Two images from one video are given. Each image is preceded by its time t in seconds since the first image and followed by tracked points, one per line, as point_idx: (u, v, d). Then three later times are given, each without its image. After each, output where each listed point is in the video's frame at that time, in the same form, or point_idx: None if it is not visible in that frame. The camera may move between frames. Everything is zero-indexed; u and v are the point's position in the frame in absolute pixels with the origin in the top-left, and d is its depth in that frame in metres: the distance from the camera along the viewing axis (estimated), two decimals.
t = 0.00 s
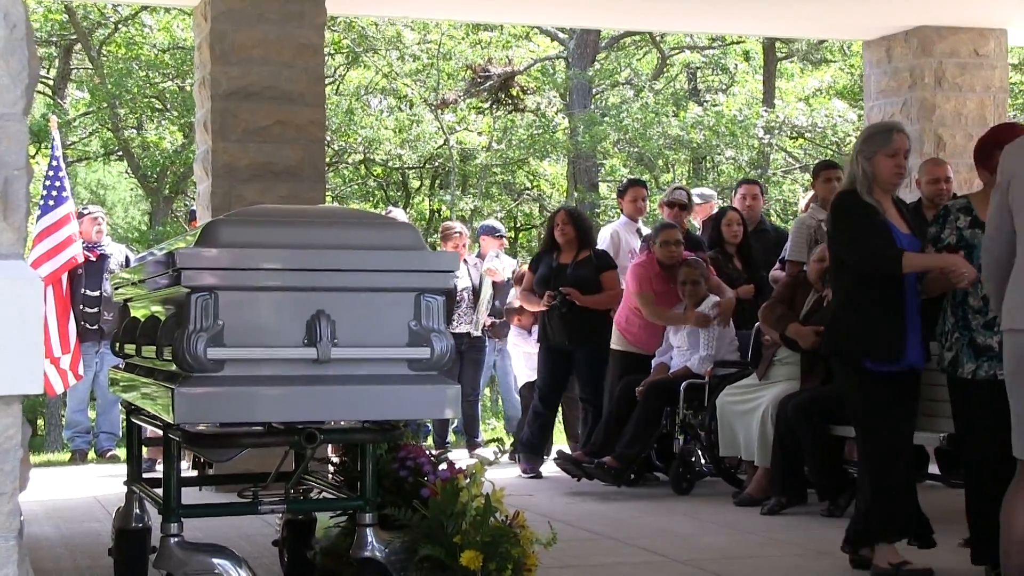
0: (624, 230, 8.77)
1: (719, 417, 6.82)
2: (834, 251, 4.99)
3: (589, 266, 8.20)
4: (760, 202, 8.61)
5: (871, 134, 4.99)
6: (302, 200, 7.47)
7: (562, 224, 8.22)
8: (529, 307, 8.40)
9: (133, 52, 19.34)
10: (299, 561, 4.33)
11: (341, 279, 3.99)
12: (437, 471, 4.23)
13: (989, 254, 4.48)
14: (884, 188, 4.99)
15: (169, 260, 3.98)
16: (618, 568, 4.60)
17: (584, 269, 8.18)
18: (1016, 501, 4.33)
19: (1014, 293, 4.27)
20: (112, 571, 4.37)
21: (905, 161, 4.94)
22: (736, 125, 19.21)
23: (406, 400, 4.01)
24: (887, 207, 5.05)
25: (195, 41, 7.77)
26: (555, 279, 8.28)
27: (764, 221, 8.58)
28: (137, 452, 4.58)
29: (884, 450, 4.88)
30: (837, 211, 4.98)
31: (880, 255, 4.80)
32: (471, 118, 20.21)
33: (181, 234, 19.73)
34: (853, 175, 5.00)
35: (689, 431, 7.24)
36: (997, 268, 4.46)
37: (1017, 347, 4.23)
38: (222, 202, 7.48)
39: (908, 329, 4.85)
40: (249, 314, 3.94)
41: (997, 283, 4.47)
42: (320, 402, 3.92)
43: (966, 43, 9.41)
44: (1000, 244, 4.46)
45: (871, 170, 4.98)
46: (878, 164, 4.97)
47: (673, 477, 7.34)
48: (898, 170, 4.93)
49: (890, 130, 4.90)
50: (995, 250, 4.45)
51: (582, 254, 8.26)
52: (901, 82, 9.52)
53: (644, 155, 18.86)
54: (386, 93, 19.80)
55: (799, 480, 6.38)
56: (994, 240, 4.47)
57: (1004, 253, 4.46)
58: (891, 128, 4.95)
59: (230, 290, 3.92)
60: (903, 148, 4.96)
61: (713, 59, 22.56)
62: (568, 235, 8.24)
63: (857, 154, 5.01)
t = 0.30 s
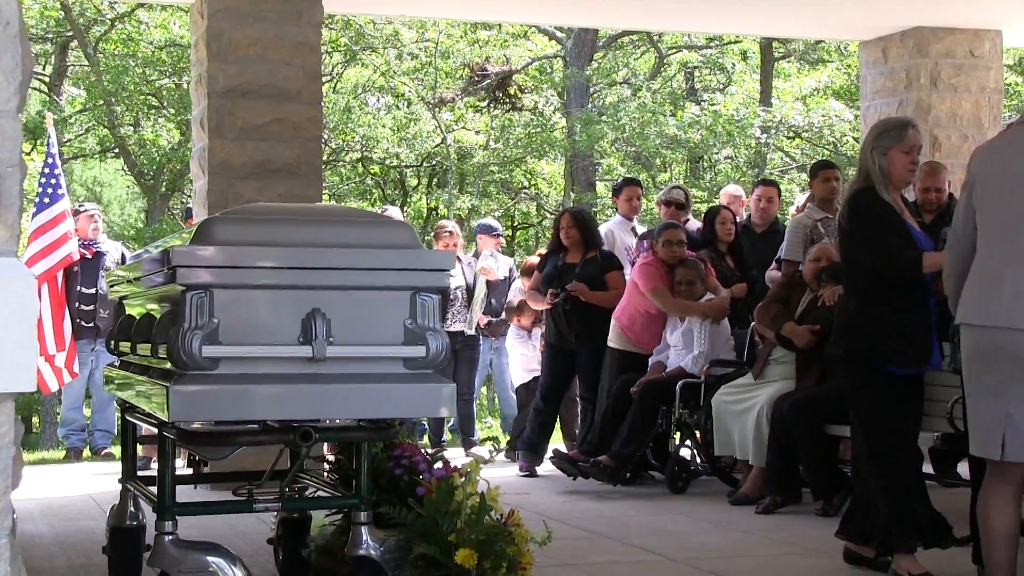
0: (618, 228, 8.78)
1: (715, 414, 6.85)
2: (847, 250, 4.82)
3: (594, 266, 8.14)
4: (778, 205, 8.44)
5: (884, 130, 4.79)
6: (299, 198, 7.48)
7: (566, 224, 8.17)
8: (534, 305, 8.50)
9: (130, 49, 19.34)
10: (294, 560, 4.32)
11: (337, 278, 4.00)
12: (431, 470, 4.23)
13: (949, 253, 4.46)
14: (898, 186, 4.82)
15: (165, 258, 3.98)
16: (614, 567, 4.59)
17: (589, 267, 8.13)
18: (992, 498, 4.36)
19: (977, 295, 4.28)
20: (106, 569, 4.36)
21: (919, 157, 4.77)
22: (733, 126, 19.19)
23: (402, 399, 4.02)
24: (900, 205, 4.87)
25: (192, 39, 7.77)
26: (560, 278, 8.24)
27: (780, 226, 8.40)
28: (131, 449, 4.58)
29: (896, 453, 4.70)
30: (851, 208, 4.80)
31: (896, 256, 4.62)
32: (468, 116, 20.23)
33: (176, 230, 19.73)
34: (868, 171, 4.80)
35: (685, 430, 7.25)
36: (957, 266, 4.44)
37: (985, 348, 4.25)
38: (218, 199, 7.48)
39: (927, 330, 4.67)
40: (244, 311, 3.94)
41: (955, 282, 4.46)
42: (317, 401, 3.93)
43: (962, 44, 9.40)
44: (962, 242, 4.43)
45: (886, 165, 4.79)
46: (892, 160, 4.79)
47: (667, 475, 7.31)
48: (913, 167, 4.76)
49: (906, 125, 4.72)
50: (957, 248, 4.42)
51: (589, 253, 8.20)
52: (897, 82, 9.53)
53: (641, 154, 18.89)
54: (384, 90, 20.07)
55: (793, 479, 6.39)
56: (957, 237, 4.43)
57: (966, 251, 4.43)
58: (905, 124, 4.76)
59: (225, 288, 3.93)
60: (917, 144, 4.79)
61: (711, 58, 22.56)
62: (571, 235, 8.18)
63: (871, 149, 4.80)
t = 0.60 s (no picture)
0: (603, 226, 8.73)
1: (701, 417, 6.80)
2: (849, 247, 4.70)
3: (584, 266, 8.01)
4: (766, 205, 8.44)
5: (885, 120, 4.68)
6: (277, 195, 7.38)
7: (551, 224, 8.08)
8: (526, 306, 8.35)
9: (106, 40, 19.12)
10: (270, 565, 4.22)
11: (317, 276, 3.91)
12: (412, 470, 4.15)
13: (921, 252, 4.19)
14: (899, 178, 4.71)
15: (138, 254, 3.88)
16: (598, 571, 4.51)
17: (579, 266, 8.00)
18: (970, 503, 4.15)
19: (961, 295, 4.08)
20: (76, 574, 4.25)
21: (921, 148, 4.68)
22: (722, 123, 19.08)
23: (382, 400, 3.93)
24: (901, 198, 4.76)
25: (170, 31, 7.64)
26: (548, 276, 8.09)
27: (770, 225, 8.36)
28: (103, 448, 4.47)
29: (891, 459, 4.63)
30: (853, 204, 4.68)
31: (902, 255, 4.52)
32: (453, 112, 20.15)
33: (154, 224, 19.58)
34: (869, 164, 4.68)
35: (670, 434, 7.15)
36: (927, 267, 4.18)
37: (964, 348, 4.06)
38: (195, 194, 7.37)
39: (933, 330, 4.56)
40: (221, 310, 3.84)
41: (922, 281, 4.22)
42: (294, 402, 3.83)
43: (951, 43, 9.41)
44: (937, 241, 4.17)
45: (887, 157, 4.68)
46: (893, 151, 4.68)
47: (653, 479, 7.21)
48: (916, 157, 4.66)
49: (908, 115, 4.63)
50: (931, 249, 4.15)
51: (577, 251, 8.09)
52: (886, 81, 9.50)
53: (629, 152, 18.85)
54: (366, 86, 19.72)
55: (781, 485, 6.30)
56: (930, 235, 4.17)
57: (939, 251, 4.17)
58: (904, 114, 4.66)
59: (200, 286, 3.83)
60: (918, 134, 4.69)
61: (700, 55, 22.49)
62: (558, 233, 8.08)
63: (871, 142, 4.68)
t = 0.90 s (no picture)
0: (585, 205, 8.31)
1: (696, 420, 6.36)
2: (865, 233, 4.33)
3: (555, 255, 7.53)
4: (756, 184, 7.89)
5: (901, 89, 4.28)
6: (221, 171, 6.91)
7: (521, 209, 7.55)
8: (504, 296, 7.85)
9: None
10: None
11: (265, 264, 3.49)
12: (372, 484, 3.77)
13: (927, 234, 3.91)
14: (919, 154, 4.32)
15: (63, 238, 3.44)
16: None
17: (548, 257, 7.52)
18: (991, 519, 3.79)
19: (987, 284, 3.73)
20: None
21: (941, 120, 4.28)
22: (719, 94, 18.20)
23: (338, 402, 3.50)
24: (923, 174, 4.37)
25: None
26: (519, 266, 7.64)
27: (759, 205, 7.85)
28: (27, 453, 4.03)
29: (890, 466, 4.32)
30: (868, 185, 4.30)
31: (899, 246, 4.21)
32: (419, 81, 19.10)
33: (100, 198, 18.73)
34: (884, 140, 4.30)
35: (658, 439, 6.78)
36: (936, 248, 3.89)
37: (989, 342, 3.72)
38: (128, 170, 6.87)
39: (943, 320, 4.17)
40: (158, 300, 3.41)
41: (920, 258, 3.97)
42: (239, 405, 3.40)
43: None
44: (946, 227, 3.87)
45: (905, 132, 4.29)
46: (911, 124, 4.29)
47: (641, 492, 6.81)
48: (937, 131, 4.26)
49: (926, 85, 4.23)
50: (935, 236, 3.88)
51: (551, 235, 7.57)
52: (903, 48, 7.90)
53: (615, 125, 18.06)
54: (321, 49, 18.85)
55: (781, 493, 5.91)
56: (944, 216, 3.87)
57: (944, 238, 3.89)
58: (923, 82, 4.26)
59: (134, 274, 3.39)
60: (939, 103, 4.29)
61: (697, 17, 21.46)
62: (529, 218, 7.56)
63: (885, 115, 4.29)
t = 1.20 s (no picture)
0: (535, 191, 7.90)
1: (660, 435, 6.01)
2: (857, 215, 4.38)
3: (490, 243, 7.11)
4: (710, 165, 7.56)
5: (897, 63, 4.33)
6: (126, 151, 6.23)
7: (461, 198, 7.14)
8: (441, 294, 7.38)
9: None
10: None
11: (177, 256, 3.07)
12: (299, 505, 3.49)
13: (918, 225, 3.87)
14: (914, 129, 4.36)
15: None
16: None
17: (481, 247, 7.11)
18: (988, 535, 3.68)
19: (981, 283, 3.63)
20: None
21: (939, 95, 4.31)
22: (686, 65, 17.70)
23: (259, 412, 3.07)
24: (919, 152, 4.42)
25: None
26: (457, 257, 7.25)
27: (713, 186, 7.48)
28: None
29: (884, 469, 4.50)
30: (860, 163, 4.36)
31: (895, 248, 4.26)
32: (350, 50, 18.07)
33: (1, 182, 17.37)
34: (878, 118, 4.35)
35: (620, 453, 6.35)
36: (927, 240, 3.86)
37: (984, 344, 3.61)
38: (18, 149, 6.16)
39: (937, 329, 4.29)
40: (54, 297, 3.02)
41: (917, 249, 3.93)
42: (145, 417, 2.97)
43: None
44: (938, 215, 3.82)
45: (898, 108, 4.34)
46: (907, 99, 4.34)
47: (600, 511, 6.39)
48: (933, 105, 4.30)
49: (923, 58, 4.28)
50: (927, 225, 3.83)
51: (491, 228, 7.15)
52: (891, 15, 7.83)
53: (569, 100, 17.36)
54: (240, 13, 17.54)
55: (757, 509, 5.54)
56: (935, 205, 3.81)
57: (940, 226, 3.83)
58: (920, 54, 4.31)
59: (25, 268, 3.00)
60: (936, 76, 4.32)
61: None
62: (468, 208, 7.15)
63: (879, 90, 4.35)
